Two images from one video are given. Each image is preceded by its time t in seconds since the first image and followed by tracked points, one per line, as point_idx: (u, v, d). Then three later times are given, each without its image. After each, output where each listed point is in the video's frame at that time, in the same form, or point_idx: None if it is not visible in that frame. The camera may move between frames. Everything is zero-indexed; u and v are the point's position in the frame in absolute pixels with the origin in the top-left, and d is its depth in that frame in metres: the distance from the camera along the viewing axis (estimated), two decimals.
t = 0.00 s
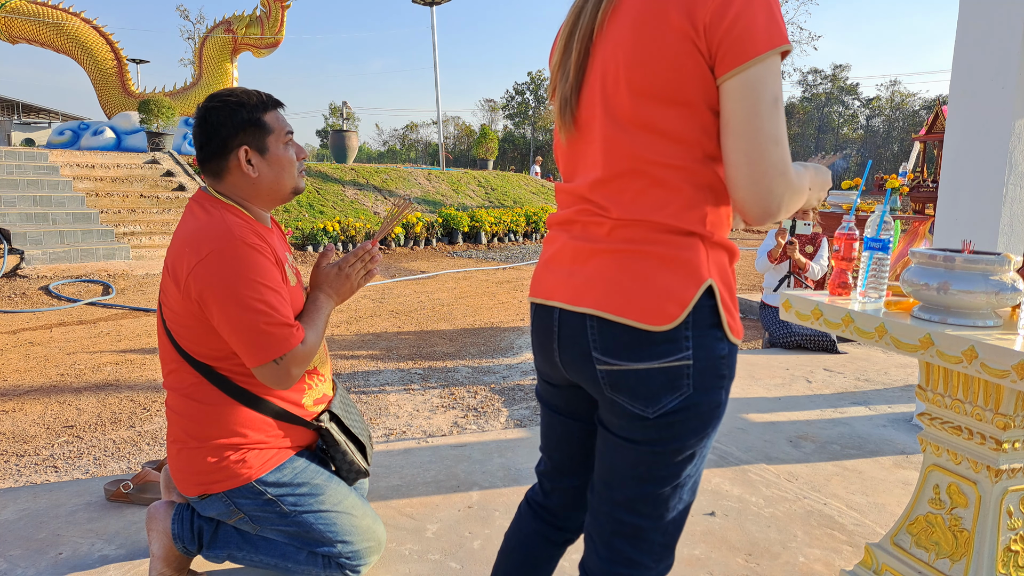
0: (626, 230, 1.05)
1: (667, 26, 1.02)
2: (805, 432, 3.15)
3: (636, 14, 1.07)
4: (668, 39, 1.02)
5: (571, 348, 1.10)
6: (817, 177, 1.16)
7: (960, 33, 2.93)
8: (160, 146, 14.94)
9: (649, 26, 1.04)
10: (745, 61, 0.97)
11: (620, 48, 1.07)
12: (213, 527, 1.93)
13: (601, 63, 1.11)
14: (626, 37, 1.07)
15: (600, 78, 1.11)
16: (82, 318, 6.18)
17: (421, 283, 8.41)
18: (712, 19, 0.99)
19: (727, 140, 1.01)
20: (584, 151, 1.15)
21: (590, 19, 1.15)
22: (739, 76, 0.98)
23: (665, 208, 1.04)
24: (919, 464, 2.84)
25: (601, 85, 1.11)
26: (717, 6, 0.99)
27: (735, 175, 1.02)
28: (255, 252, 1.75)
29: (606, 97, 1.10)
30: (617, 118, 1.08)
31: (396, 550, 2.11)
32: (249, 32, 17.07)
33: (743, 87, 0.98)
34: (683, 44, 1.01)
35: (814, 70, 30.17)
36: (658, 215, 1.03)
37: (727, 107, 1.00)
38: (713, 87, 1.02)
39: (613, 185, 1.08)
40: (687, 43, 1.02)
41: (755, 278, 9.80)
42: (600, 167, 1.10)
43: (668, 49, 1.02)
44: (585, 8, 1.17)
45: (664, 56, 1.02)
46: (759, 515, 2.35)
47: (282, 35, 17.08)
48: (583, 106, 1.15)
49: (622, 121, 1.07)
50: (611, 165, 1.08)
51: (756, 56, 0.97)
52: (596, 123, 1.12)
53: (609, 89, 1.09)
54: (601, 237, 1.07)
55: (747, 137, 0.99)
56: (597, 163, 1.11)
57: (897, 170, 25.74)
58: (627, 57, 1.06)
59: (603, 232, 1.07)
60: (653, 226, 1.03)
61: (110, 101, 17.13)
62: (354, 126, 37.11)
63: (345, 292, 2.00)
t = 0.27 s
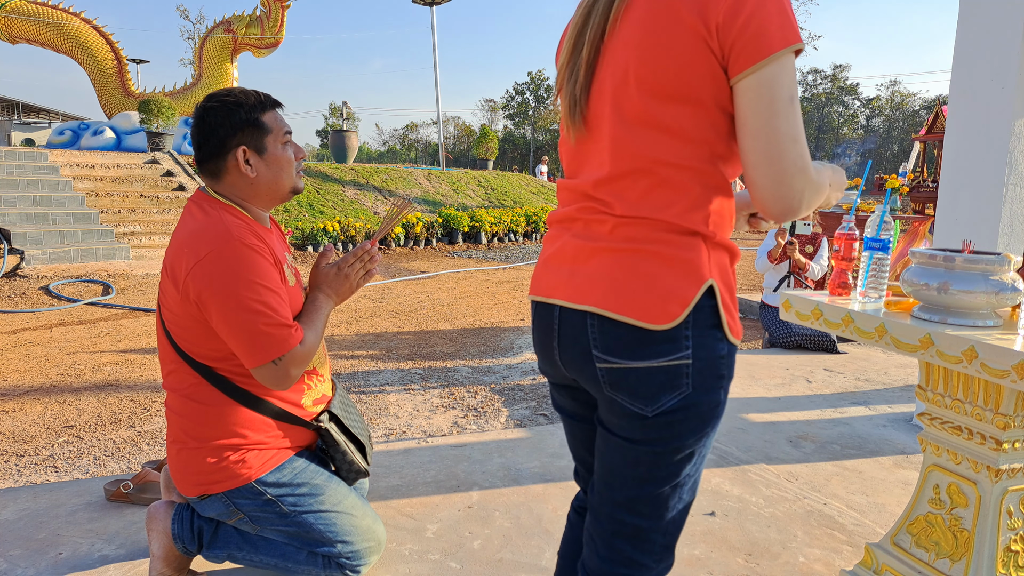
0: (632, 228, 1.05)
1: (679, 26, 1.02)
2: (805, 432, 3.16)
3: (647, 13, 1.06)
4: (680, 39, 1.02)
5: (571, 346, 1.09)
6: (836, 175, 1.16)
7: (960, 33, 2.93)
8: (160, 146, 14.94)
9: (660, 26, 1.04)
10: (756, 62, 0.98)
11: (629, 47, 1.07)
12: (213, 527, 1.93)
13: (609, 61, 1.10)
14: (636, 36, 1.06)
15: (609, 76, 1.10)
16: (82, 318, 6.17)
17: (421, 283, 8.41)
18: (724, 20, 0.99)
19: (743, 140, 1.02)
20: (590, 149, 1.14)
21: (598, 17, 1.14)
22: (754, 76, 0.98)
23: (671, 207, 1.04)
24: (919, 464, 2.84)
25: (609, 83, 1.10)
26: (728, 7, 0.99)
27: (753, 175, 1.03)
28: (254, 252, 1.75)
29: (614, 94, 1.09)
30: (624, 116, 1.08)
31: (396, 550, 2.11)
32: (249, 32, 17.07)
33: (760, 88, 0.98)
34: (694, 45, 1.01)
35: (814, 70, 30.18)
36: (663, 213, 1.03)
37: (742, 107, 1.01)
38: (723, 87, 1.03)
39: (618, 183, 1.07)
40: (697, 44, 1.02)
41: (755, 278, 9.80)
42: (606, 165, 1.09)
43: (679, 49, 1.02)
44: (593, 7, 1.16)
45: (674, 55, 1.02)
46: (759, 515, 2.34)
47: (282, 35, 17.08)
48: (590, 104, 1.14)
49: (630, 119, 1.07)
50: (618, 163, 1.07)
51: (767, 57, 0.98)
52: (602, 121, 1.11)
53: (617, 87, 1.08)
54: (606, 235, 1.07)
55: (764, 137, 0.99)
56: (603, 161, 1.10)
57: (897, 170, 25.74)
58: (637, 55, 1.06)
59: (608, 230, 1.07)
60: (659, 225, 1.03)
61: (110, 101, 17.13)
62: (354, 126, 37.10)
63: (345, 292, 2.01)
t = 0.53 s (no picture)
0: (638, 229, 1.04)
1: (680, 29, 1.02)
2: (805, 432, 3.15)
3: (647, 17, 1.06)
4: (681, 42, 1.02)
5: (582, 344, 1.09)
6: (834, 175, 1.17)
7: (960, 32, 2.93)
8: (160, 146, 14.94)
9: (661, 30, 1.04)
10: (757, 64, 0.98)
11: (631, 51, 1.07)
12: (213, 527, 1.93)
13: (611, 66, 1.10)
14: (637, 40, 1.06)
15: (611, 81, 1.10)
16: (82, 318, 6.17)
17: (421, 284, 8.41)
18: (725, 22, 0.99)
19: (743, 144, 1.02)
20: (594, 152, 1.14)
21: (599, 22, 1.14)
22: (751, 79, 0.99)
23: (677, 208, 1.04)
24: (919, 464, 2.84)
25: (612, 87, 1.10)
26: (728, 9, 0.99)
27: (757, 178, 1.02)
28: (253, 252, 1.75)
29: (617, 98, 1.09)
30: (627, 120, 1.07)
31: (396, 550, 2.11)
32: (249, 32, 17.07)
33: (756, 91, 0.99)
34: (695, 48, 1.01)
35: (813, 70, 30.20)
36: (669, 213, 1.03)
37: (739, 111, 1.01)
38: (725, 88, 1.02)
39: (624, 185, 1.07)
40: (698, 46, 1.02)
41: (755, 278, 9.82)
42: (611, 168, 1.09)
43: (681, 53, 1.02)
44: (594, 12, 1.16)
45: (676, 59, 1.02)
46: (759, 515, 2.34)
47: (282, 35, 17.08)
48: (593, 109, 1.14)
49: (633, 122, 1.06)
50: (623, 165, 1.07)
51: (767, 58, 0.98)
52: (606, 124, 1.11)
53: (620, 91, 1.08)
54: (613, 236, 1.06)
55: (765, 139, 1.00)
56: (608, 164, 1.10)
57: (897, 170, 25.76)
58: (639, 59, 1.05)
59: (614, 232, 1.07)
60: (665, 225, 1.03)
61: (110, 101, 17.13)
62: (354, 126, 37.08)
63: (344, 292, 2.01)
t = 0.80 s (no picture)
0: (645, 228, 1.06)
1: (683, 34, 1.03)
2: (804, 432, 3.16)
3: (650, 23, 1.07)
4: (683, 46, 1.03)
5: (598, 343, 1.10)
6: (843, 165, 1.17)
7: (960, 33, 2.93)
8: (160, 146, 14.94)
9: (665, 34, 1.05)
10: (756, 65, 0.99)
11: (636, 55, 1.08)
12: (213, 527, 1.93)
13: (614, 70, 1.12)
14: (641, 44, 1.07)
15: (615, 85, 1.11)
16: (82, 318, 6.17)
17: (421, 283, 8.41)
18: (727, 25, 1.00)
19: (752, 143, 1.03)
20: (599, 154, 1.15)
21: (601, 27, 1.15)
22: (753, 81, 1.00)
23: (683, 206, 1.05)
24: (919, 464, 2.84)
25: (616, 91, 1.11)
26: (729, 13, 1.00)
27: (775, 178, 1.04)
28: (252, 253, 1.75)
29: (621, 101, 1.10)
30: (631, 123, 1.09)
31: (396, 550, 2.11)
32: (249, 32, 17.07)
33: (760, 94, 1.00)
34: (697, 51, 1.02)
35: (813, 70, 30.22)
36: (675, 212, 1.04)
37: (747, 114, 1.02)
38: (728, 90, 1.03)
39: (629, 185, 1.08)
40: (700, 50, 1.03)
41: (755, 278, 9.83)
42: (616, 169, 1.10)
43: (684, 57, 1.03)
44: (595, 18, 1.17)
45: (680, 63, 1.03)
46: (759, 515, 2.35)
47: (282, 35, 17.08)
48: (597, 112, 1.15)
49: (637, 124, 1.08)
50: (628, 167, 1.08)
51: (768, 60, 0.99)
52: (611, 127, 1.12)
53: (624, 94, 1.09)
54: (620, 236, 1.08)
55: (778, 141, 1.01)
56: (612, 166, 1.11)
57: (897, 169, 25.78)
58: (643, 63, 1.07)
59: (621, 231, 1.08)
60: (671, 224, 1.04)
61: (110, 101, 17.13)
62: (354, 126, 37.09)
63: (344, 292, 2.01)
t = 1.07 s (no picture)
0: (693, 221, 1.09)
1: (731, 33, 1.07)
2: (805, 432, 3.16)
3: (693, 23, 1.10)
4: (731, 46, 1.07)
5: (643, 339, 1.11)
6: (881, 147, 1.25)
7: (960, 32, 2.94)
8: (160, 146, 14.94)
9: (711, 33, 1.08)
10: (807, 67, 1.05)
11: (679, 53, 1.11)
12: (213, 528, 1.93)
13: (658, 68, 1.13)
14: (683, 43, 1.10)
15: (656, 82, 1.13)
16: (82, 318, 6.17)
17: (421, 283, 8.41)
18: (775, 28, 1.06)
19: (812, 141, 1.10)
20: (636, 149, 1.16)
21: (639, 26, 1.17)
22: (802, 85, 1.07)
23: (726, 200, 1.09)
24: (919, 464, 2.84)
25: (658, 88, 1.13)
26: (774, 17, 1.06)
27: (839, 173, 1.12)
28: (253, 253, 1.75)
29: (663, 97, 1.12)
30: (676, 118, 1.11)
31: (396, 550, 2.11)
32: (249, 32, 17.07)
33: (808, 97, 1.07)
34: (748, 52, 1.07)
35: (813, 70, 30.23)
36: (725, 208, 1.08)
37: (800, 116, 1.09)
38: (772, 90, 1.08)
39: (677, 181, 1.10)
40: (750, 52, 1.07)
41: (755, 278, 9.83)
42: (659, 164, 1.12)
43: (731, 56, 1.07)
44: (631, 17, 1.19)
45: (726, 62, 1.07)
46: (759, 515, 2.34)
47: (282, 35, 17.08)
48: (634, 107, 1.17)
49: (682, 121, 1.10)
50: (673, 161, 1.11)
51: (817, 62, 1.05)
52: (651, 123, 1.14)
53: (667, 91, 1.11)
54: (665, 229, 1.10)
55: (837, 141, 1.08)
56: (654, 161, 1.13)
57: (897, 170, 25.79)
58: (689, 60, 1.09)
59: (666, 224, 1.10)
60: (717, 217, 1.08)
61: (110, 101, 17.13)
62: (354, 126, 37.09)
63: (343, 292, 2.01)
